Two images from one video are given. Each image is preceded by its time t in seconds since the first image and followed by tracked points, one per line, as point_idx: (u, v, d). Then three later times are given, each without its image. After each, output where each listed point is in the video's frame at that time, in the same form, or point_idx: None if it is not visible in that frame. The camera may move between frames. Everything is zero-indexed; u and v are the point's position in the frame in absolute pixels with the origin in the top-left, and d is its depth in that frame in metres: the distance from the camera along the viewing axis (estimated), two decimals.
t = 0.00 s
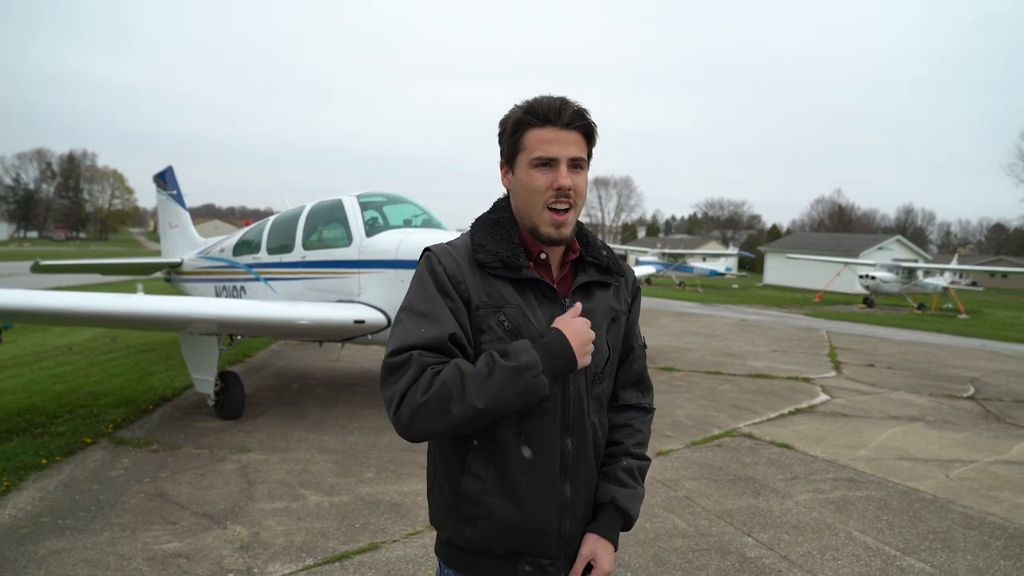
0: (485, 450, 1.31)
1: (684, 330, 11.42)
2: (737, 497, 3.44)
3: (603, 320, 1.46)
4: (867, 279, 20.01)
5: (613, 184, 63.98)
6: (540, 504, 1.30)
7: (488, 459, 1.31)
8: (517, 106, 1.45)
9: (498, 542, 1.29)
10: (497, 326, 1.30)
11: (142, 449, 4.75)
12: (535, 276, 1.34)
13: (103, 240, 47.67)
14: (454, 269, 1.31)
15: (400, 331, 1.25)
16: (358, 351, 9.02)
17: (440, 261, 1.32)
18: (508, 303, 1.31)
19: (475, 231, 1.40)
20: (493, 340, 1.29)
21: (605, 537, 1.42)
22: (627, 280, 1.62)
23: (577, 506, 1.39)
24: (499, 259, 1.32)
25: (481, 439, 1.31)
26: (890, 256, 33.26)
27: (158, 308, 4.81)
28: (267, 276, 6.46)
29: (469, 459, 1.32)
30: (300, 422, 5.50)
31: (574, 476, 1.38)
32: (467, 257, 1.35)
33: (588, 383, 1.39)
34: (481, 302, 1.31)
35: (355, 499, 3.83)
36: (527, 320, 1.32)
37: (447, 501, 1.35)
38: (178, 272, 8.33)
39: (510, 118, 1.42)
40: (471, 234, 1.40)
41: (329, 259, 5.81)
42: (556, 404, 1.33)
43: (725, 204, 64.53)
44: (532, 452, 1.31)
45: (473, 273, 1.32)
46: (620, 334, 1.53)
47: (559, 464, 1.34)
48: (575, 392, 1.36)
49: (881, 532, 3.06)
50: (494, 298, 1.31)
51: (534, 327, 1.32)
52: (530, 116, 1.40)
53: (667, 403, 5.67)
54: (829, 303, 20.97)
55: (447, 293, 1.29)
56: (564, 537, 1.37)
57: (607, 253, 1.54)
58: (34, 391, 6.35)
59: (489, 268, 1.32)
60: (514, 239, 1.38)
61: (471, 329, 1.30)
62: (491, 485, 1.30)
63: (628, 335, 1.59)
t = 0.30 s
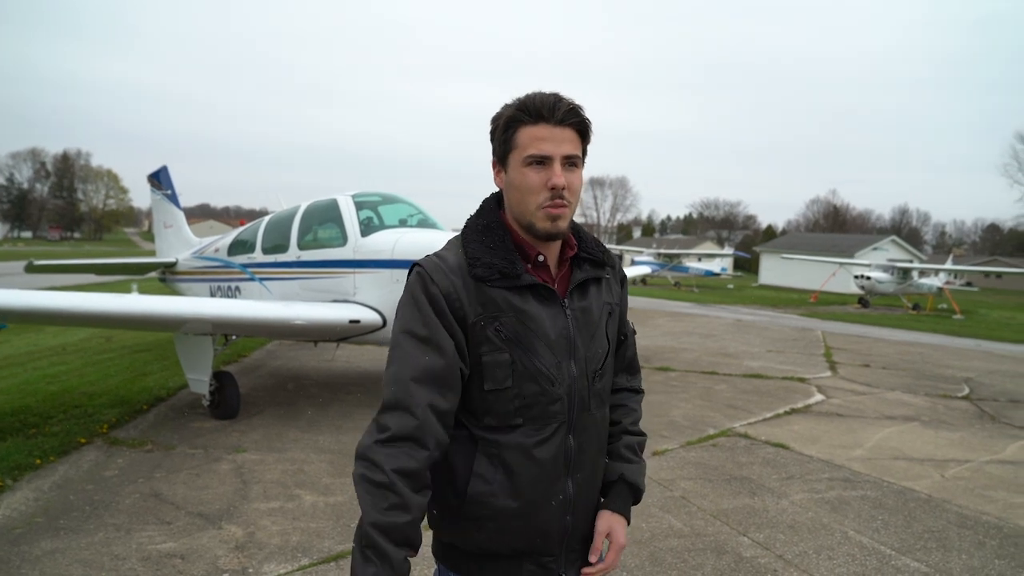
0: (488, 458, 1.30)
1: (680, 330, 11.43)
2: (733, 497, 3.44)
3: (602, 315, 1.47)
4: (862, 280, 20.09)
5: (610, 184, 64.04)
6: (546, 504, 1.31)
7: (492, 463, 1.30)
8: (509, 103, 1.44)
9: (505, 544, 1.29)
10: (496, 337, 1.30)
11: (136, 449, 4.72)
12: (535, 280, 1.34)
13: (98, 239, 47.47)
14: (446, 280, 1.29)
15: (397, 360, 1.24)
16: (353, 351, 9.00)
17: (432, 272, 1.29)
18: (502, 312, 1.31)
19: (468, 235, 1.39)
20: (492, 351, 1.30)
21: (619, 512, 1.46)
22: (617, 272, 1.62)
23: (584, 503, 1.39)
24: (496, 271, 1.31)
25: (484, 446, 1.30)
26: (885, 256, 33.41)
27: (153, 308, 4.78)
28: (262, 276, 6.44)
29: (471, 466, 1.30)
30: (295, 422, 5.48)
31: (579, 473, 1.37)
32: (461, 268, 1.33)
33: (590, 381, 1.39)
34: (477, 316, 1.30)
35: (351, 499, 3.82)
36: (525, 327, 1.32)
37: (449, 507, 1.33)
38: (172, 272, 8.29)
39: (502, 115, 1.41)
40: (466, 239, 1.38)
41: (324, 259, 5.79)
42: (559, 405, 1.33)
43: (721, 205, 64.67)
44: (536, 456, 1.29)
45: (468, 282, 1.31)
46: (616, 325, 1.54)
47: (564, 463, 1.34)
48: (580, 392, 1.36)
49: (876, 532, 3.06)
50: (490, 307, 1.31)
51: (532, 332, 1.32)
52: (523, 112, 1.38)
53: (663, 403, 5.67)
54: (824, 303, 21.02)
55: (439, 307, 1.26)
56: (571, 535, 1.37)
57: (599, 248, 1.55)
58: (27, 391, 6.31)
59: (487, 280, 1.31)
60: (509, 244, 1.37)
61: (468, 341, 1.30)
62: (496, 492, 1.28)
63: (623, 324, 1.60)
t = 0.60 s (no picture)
0: (476, 457, 1.30)
1: (677, 327, 11.44)
2: (730, 493, 3.44)
3: (597, 314, 1.45)
4: (859, 276, 20.13)
5: (607, 180, 64.00)
6: (535, 506, 1.30)
7: (480, 464, 1.30)
8: (504, 97, 1.42)
9: (494, 546, 1.28)
10: (482, 337, 1.29)
11: (133, 445, 4.71)
12: (531, 277, 1.33)
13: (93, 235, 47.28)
14: (436, 280, 1.27)
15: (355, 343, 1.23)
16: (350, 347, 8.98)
17: (420, 270, 1.28)
18: (492, 313, 1.30)
19: (463, 229, 1.37)
20: (478, 351, 1.29)
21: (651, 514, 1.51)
22: (617, 267, 1.60)
23: (576, 503, 1.39)
24: (493, 266, 1.29)
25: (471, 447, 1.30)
26: (882, 253, 33.48)
27: (149, 304, 4.76)
28: (259, 272, 6.42)
29: (459, 466, 1.30)
30: (293, 419, 5.46)
31: (571, 474, 1.37)
32: (455, 266, 1.31)
33: (581, 382, 1.38)
34: (463, 314, 1.29)
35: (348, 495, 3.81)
36: (512, 327, 1.31)
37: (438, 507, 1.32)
38: (169, 267, 8.26)
39: (496, 109, 1.40)
40: (462, 234, 1.36)
41: (321, 255, 5.76)
42: (548, 407, 1.32)
43: (718, 201, 64.71)
44: (523, 456, 1.29)
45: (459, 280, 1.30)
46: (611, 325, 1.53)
47: (554, 463, 1.33)
48: (569, 392, 1.35)
49: (874, 528, 3.07)
50: (478, 308, 1.29)
51: (519, 332, 1.31)
52: (517, 107, 1.37)
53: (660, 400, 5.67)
54: (822, 299, 21.04)
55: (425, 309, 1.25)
56: (564, 536, 1.36)
57: (599, 243, 1.53)
58: (24, 387, 6.29)
59: (481, 277, 1.30)
60: (506, 239, 1.36)
61: (457, 342, 1.29)
62: (483, 491, 1.28)
63: (626, 322, 1.58)
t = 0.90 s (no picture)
0: (469, 458, 1.31)
1: (676, 328, 11.44)
2: (730, 495, 3.44)
3: (593, 317, 1.44)
4: (857, 277, 20.15)
5: (606, 181, 64.02)
6: (524, 509, 1.30)
7: (471, 464, 1.31)
8: (497, 99, 1.42)
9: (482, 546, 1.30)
10: (470, 338, 1.29)
11: (131, 446, 4.70)
12: (519, 279, 1.33)
13: (91, 236, 47.19)
14: (425, 280, 1.28)
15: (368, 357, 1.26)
16: (349, 348, 8.97)
17: (406, 271, 1.30)
18: (480, 313, 1.30)
19: (453, 230, 1.38)
20: (466, 351, 1.29)
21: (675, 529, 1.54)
22: (619, 270, 1.58)
23: (570, 507, 1.37)
24: (477, 268, 1.30)
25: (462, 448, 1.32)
26: (881, 254, 33.52)
27: (147, 305, 4.75)
28: (257, 273, 6.41)
29: (451, 466, 1.32)
30: (291, 420, 5.45)
31: (564, 478, 1.36)
32: (443, 267, 1.32)
33: (574, 384, 1.36)
34: (451, 316, 1.29)
35: (346, 497, 3.80)
36: (501, 328, 1.31)
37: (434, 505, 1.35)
38: (167, 268, 8.25)
39: (487, 110, 1.40)
40: (451, 235, 1.37)
41: (319, 256, 5.76)
42: (538, 410, 1.31)
43: (717, 203, 64.75)
44: (514, 458, 1.29)
45: (449, 281, 1.31)
46: (612, 330, 1.51)
47: (546, 467, 1.33)
48: (560, 394, 1.34)
49: (874, 530, 3.07)
50: (466, 309, 1.30)
51: (508, 334, 1.30)
52: (507, 108, 1.37)
53: (659, 401, 5.67)
54: (820, 301, 21.05)
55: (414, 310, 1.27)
56: (557, 541, 1.36)
57: (597, 245, 1.52)
58: (21, 388, 6.27)
59: (467, 278, 1.30)
60: (495, 240, 1.36)
61: (446, 342, 1.30)
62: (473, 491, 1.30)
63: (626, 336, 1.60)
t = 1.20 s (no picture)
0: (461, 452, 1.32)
1: (675, 325, 11.45)
2: (729, 492, 3.45)
3: (588, 312, 1.43)
4: (856, 275, 20.17)
5: (605, 178, 63.97)
6: (514, 504, 1.30)
7: (463, 457, 1.31)
8: (496, 96, 1.42)
9: (470, 541, 1.30)
10: (466, 329, 1.29)
11: (130, 443, 4.69)
12: (513, 272, 1.33)
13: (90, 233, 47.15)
14: (422, 272, 1.28)
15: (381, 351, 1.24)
16: (348, 345, 8.97)
17: (404, 262, 1.30)
18: (475, 305, 1.30)
19: (450, 225, 1.38)
20: (462, 343, 1.29)
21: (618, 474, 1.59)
22: (617, 264, 1.58)
23: (562, 504, 1.37)
24: (471, 261, 1.29)
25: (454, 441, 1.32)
26: (880, 251, 33.53)
27: (146, 301, 4.74)
28: (256, 270, 6.40)
29: (443, 458, 1.33)
30: (290, 417, 5.45)
31: (556, 474, 1.35)
32: (439, 259, 1.32)
33: (568, 378, 1.36)
34: (448, 306, 1.29)
35: (345, 494, 3.81)
36: (497, 320, 1.31)
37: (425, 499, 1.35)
38: (166, 265, 8.24)
39: (486, 108, 1.40)
40: (447, 228, 1.37)
41: (318, 253, 5.75)
42: (532, 403, 1.31)
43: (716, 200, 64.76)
44: (504, 452, 1.30)
45: (446, 272, 1.30)
46: (609, 326, 1.50)
47: (538, 461, 1.33)
48: (554, 388, 1.34)
49: (872, 527, 3.07)
50: (462, 301, 1.30)
51: (503, 326, 1.31)
52: (505, 105, 1.37)
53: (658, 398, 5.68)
54: (819, 298, 21.07)
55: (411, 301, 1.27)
56: (548, 538, 1.35)
57: (594, 239, 1.51)
58: (20, 385, 6.26)
59: (462, 270, 1.30)
60: (491, 235, 1.36)
61: (443, 333, 1.30)
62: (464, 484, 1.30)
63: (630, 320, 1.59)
